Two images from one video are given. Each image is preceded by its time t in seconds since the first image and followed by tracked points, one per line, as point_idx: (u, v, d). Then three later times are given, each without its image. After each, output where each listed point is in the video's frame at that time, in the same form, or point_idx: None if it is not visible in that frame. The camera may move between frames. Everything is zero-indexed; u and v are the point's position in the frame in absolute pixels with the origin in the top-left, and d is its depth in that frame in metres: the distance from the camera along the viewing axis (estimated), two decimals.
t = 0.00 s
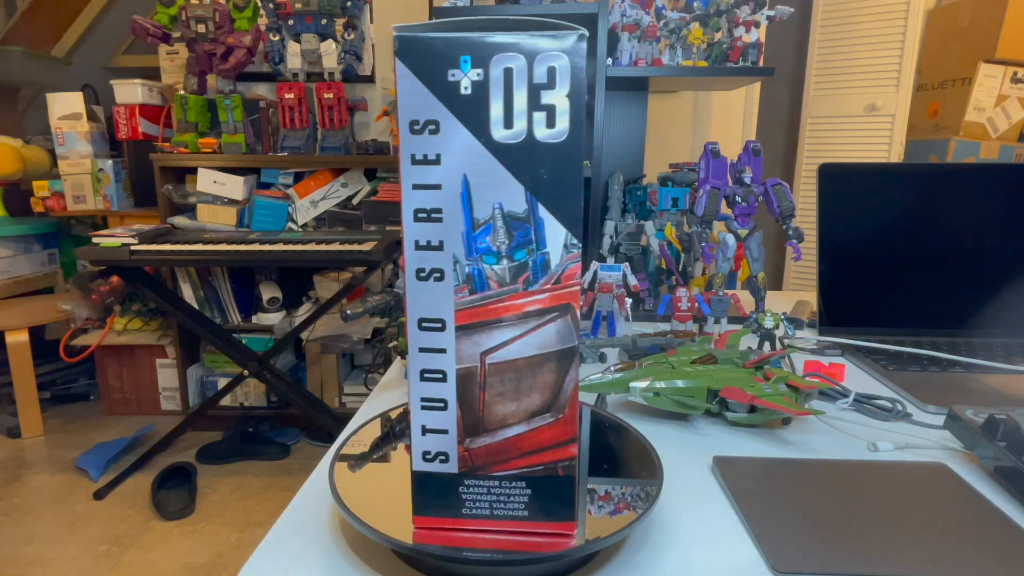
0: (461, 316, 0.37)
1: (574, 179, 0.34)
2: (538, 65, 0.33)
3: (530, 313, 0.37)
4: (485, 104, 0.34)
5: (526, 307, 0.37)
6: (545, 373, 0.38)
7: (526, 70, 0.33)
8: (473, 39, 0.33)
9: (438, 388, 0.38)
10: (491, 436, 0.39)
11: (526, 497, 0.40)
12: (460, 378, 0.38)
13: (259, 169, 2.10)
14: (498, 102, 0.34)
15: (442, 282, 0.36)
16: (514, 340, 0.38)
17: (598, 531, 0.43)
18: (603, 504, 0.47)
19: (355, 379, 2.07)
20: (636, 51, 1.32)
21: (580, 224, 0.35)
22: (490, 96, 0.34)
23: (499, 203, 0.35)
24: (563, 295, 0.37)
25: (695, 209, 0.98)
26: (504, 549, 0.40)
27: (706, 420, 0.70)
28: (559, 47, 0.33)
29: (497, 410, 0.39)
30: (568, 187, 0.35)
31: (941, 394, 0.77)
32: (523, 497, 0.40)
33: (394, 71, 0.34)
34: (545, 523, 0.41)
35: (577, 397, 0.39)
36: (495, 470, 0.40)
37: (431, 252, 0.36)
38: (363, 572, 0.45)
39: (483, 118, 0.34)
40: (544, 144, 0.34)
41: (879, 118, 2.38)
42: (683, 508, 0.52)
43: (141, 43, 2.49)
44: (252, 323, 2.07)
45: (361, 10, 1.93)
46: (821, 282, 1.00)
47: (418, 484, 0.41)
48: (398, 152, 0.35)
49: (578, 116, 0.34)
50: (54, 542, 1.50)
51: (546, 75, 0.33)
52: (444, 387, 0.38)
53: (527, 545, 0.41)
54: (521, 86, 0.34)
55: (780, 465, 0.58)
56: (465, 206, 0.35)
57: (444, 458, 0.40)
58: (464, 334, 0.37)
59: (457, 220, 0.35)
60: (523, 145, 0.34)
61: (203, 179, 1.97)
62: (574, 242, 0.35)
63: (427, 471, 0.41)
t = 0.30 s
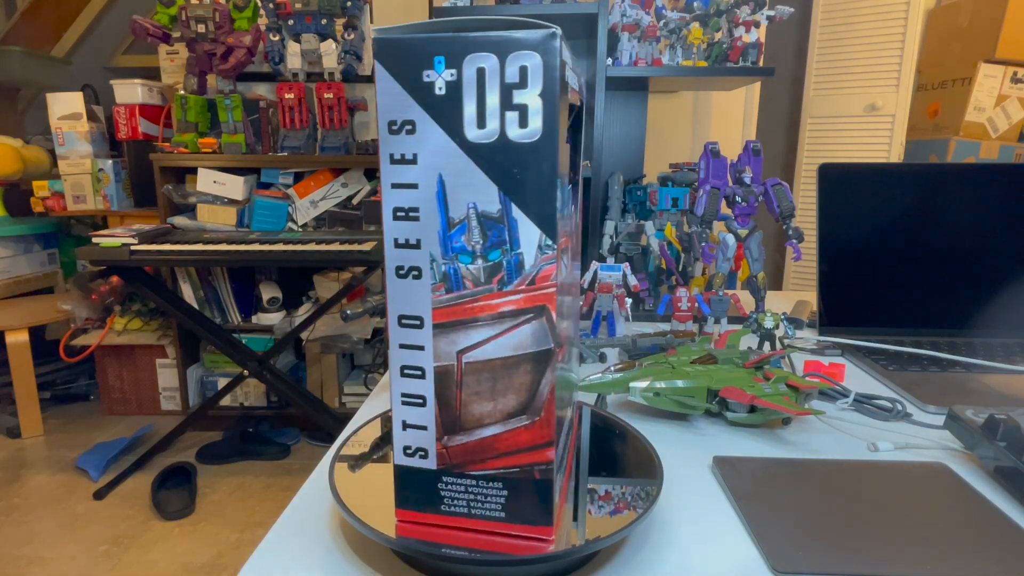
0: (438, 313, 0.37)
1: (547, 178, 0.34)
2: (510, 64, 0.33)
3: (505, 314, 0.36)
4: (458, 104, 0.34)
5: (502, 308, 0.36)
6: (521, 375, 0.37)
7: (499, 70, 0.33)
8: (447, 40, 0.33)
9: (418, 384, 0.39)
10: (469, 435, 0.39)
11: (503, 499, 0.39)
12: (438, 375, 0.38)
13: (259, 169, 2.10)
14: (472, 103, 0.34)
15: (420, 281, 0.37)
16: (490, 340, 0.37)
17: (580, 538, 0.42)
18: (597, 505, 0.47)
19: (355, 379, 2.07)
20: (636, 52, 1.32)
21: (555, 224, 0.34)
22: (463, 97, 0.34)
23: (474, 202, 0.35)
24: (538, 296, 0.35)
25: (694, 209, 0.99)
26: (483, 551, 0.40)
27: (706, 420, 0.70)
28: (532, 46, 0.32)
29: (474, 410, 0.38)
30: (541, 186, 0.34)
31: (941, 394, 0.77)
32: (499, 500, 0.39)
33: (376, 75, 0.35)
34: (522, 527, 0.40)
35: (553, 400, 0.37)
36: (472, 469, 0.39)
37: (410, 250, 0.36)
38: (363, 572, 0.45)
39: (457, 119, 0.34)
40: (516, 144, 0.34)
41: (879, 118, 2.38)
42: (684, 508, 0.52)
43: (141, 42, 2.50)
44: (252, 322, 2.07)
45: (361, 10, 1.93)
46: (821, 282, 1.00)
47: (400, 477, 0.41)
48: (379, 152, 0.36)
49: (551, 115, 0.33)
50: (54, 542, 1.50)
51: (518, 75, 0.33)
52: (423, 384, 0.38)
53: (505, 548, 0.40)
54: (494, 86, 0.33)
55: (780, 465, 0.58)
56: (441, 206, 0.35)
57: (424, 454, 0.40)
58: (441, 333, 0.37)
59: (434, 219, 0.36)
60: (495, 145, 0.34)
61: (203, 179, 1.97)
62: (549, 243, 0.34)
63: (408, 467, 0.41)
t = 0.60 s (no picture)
0: (416, 310, 0.37)
1: (517, 179, 0.33)
2: (481, 64, 0.33)
3: (478, 314, 0.36)
4: (433, 104, 0.34)
5: (475, 307, 0.36)
6: (494, 376, 0.36)
7: (469, 70, 0.33)
8: (420, 41, 0.34)
9: (399, 380, 0.39)
10: (446, 433, 0.38)
11: (478, 499, 0.39)
12: (416, 372, 0.38)
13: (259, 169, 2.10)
14: (445, 104, 0.34)
15: (399, 278, 0.37)
16: (465, 338, 0.36)
17: (562, 544, 0.41)
18: (598, 506, 0.47)
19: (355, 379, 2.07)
20: (636, 52, 1.32)
21: (526, 224, 0.33)
22: (437, 97, 0.34)
23: (448, 202, 0.35)
24: (511, 297, 0.35)
25: (695, 209, 0.98)
26: (464, 549, 0.40)
27: (707, 420, 0.70)
28: (501, 45, 0.32)
29: (450, 408, 0.38)
30: (511, 186, 0.33)
31: (941, 394, 0.77)
32: (475, 499, 0.39)
33: (359, 78, 0.36)
34: (498, 528, 0.39)
35: (527, 401, 0.36)
36: (451, 467, 0.39)
37: (389, 248, 0.37)
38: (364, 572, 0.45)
39: (432, 119, 0.34)
40: (486, 144, 0.33)
41: (879, 118, 2.38)
42: (684, 509, 0.52)
43: (141, 43, 2.50)
44: (252, 322, 2.07)
45: (361, 10, 1.93)
46: (821, 282, 1.00)
47: (384, 471, 0.42)
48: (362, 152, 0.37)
49: (521, 114, 0.33)
50: (54, 542, 1.50)
51: (488, 74, 0.33)
52: (403, 380, 0.39)
53: (485, 548, 0.39)
54: (465, 86, 0.33)
55: (780, 465, 0.58)
56: (418, 204, 0.35)
57: (404, 448, 0.40)
58: (420, 330, 0.37)
59: (411, 218, 0.36)
60: (467, 145, 0.34)
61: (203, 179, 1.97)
62: (520, 243, 0.34)
63: (391, 460, 0.41)
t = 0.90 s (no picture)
0: (398, 308, 0.37)
1: (488, 179, 0.33)
2: (453, 65, 0.33)
3: (453, 312, 0.36)
4: (410, 105, 0.34)
5: (451, 306, 0.36)
6: (468, 376, 0.36)
7: (442, 70, 0.33)
8: (398, 43, 0.34)
9: (383, 375, 0.40)
10: (425, 429, 0.39)
11: (456, 496, 0.39)
12: (399, 367, 0.39)
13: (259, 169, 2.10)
14: (421, 104, 0.34)
15: (383, 275, 0.38)
16: (442, 337, 0.37)
17: (543, 548, 0.40)
18: (596, 505, 0.47)
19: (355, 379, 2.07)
20: (636, 52, 1.32)
21: (498, 224, 0.33)
22: (414, 98, 0.34)
23: (426, 202, 0.35)
24: (484, 296, 0.35)
25: (695, 209, 0.98)
26: (444, 546, 0.40)
27: (707, 420, 0.70)
28: (470, 45, 0.32)
29: (429, 405, 0.38)
30: (485, 186, 0.33)
31: (941, 394, 0.77)
32: (453, 497, 0.39)
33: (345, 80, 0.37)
34: (475, 527, 0.39)
35: (501, 402, 0.36)
36: (431, 463, 0.39)
37: (374, 246, 0.38)
38: (364, 572, 0.45)
39: (409, 119, 0.35)
40: (459, 144, 0.33)
41: (879, 118, 2.38)
42: (685, 508, 0.52)
43: (141, 43, 2.50)
44: (252, 322, 2.07)
45: (361, 10, 1.93)
46: (821, 282, 1.00)
47: (372, 463, 0.42)
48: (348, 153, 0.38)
49: (492, 113, 0.32)
50: (54, 542, 1.50)
51: (460, 75, 0.33)
52: (387, 375, 0.39)
53: (465, 547, 0.39)
54: (440, 86, 0.33)
55: (780, 465, 0.58)
56: (398, 203, 0.36)
57: (389, 442, 0.41)
58: (402, 326, 0.38)
59: (393, 216, 0.36)
60: (441, 145, 0.34)
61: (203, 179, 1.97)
62: (492, 243, 0.34)
63: (378, 453, 0.42)
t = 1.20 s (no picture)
0: (382, 304, 0.38)
1: (459, 180, 0.33)
2: (427, 65, 0.33)
3: (430, 310, 0.36)
4: (390, 105, 0.35)
5: (428, 304, 0.36)
6: (445, 374, 0.37)
7: (417, 70, 0.33)
8: (379, 45, 0.35)
9: (370, 369, 0.40)
10: (407, 425, 0.39)
11: (434, 492, 0.39)
12: (383, 363, 0.39)
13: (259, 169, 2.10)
14: (399, 104, 0.35)
15: (368, 272, 0.38)
16: (420, 334, 0.37)
17: (523, 550, 0.40)
18: (593, 508, 0.47)
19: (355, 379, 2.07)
20: (636, 51, 1.32)
21: (469, 224, 0.34)
22: (393, 98, 0.35)
23: (404, 201, 0.36)
24: (458, 296, 0.35)
25: (695, 209, 0.98)
26: (423, 539, 0.40)
27: (707, 420, 0.70)
28: (442, 46, 0.32)
29: (410, 400, 0.39)
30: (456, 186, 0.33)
31: (941, 394, 0.77)
32: (432, 493, 0.39)
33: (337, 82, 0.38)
34: (453, 525, 0.39)
35: (473, 402, 0.36)
36: (411, 458, 0.40)
37: (361, 243, 0.38)
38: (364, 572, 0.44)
39: (389, 118, 0.35)
40: (432, 145, 0.34)
41: (879, 118, 2.38)
42: (686, 509, 0.52)
43: (141, 43, 2.50)
44: (252, 322, 2.07)
45: (361, 11, 1.93)
46: (821, 282, 1.00)
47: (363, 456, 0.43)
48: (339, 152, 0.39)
49: (462, 113, 0.33)
50: (54, 542, 1.50)
51: (432, 75, 0.33)
52: (374, 369, 0.40)
53: (442, 543, 0.40)
54: (415, 86, 0.34)
55: (780, 465, 0.58)
56: (379, 202, 0.37)
57: (376, 434, 0.41)
58: (385, 323, 0.38)
59: (376, 215, 0.37)
60: (416, 145, 0.34)
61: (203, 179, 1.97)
62: (464, 243, 0.34)
63: (367, 445, 0.42)
